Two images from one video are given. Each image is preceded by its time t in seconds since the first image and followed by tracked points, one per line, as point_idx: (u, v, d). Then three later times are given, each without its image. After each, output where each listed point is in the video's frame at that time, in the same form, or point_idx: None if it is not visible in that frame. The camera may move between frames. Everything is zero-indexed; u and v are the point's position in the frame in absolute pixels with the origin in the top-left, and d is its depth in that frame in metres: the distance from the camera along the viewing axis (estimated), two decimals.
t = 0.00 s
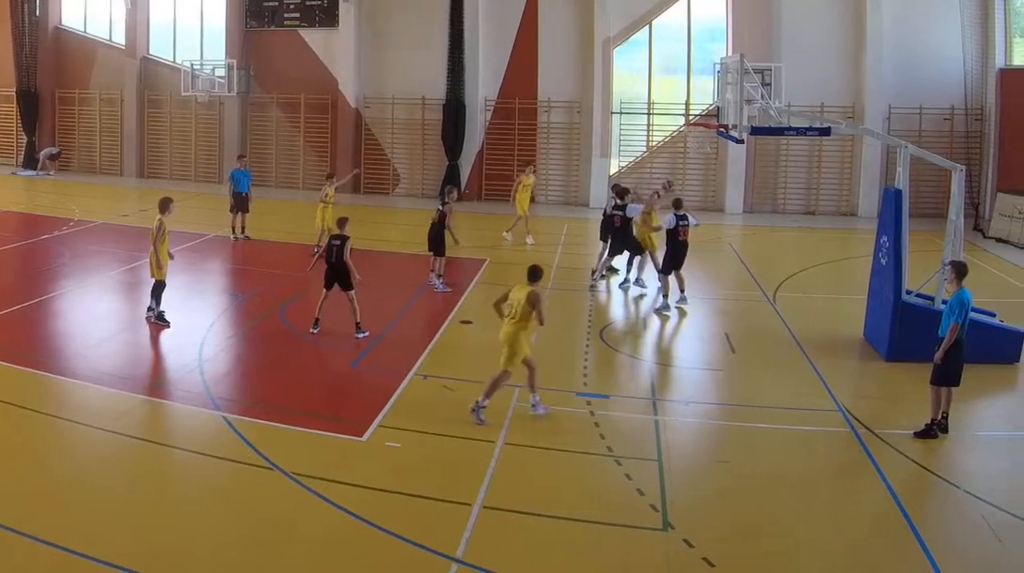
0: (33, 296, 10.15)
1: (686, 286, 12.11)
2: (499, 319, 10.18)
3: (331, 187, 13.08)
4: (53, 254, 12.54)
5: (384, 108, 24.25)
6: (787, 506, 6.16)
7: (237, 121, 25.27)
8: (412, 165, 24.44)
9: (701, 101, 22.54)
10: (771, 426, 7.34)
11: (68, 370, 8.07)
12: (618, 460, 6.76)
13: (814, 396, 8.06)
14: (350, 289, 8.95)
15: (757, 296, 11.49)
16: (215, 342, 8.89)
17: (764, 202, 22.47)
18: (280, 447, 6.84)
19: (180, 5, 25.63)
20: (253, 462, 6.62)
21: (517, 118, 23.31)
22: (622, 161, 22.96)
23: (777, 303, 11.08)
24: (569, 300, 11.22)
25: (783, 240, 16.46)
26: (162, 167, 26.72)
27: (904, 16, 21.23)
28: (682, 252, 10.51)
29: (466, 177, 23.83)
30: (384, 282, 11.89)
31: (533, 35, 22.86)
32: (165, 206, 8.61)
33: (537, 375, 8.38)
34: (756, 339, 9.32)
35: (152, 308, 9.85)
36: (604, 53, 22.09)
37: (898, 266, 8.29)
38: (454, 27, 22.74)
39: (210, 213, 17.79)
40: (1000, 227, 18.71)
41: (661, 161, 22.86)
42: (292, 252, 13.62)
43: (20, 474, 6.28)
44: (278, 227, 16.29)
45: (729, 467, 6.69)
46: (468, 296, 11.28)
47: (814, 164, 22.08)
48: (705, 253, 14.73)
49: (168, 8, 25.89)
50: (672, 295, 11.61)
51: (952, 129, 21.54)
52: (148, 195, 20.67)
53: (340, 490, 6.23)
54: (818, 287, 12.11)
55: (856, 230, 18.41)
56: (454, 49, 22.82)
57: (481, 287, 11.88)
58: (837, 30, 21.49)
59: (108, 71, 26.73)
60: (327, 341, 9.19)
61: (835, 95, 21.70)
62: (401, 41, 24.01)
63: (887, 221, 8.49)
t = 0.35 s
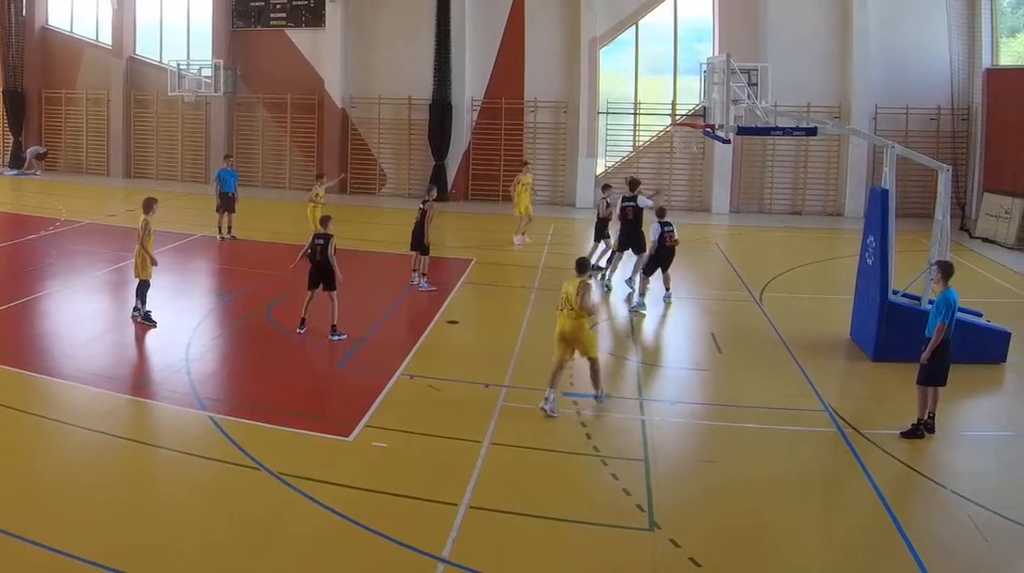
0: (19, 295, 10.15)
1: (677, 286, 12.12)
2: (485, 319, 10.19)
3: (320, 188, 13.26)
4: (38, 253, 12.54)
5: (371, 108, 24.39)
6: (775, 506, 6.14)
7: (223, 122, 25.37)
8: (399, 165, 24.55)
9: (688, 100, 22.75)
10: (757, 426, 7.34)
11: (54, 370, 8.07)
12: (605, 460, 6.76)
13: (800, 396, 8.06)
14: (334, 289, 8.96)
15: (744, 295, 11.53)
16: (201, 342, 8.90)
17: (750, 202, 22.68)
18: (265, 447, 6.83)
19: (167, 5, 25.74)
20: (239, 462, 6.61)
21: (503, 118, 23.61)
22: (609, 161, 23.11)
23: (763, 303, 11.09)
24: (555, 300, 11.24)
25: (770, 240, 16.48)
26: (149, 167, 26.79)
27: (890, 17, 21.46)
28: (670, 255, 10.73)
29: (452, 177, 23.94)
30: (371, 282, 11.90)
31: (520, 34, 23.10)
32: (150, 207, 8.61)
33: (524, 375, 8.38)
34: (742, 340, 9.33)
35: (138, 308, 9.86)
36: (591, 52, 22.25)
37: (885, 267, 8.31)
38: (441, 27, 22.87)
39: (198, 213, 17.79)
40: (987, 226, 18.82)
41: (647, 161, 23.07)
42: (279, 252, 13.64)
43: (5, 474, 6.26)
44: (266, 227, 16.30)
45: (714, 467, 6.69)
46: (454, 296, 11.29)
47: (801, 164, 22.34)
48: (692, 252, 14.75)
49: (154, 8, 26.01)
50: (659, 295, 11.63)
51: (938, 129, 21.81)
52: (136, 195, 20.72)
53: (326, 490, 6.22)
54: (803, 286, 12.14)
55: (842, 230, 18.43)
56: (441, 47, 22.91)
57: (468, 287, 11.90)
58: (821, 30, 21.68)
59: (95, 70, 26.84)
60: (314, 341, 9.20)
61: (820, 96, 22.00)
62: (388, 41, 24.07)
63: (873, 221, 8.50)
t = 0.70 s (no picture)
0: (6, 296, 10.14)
1: (667, 286, 12.13)
2: (473, 318, 10.20)
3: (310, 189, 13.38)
4: (22, 253, 12.53)
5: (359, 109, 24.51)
6: (762, 506, 6.11)
7: (210, 122, 25.46)
8: (385, 165, 24.68)
9: (675, 100, 22.92)
10: (743, 426, 7.34)
11: (40, 371, 8.07)
12: (591, 460, 6.75)
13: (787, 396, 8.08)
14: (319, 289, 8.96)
15: (731, 296, 11.56)
16: (188, 342, 8.91)
17: (736, 201, 22.98)
18: (251, 447, 6.83)
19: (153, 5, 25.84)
20: (224, 462, 6.59)
21: (489, 117, 23.76)
22: (596, 161, 23.31)
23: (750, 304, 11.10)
24: (542, 301, 11.28)
25: (756, 240, 16.51)
26: (136, 167, 26.86)
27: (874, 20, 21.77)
28: (660, 248, 10.95)
29: (439, 177, 24.12)
30: (359, 282, 11.91)
31: (507, 35, 23.30)
32: (133, 206, 8.62)
33: (511, 375, 8.39)
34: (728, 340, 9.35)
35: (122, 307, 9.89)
36: (577, 53, 22.47)
37: (871, 267, 8.33)
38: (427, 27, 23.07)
39: (186, 213, 17.79)
40: (974, 226, 19.02)
41: (633, 161, 23.25)
42: (266, 252, 13.64)
43: None
44: (251, 227, 16.31)
45: (701, 467, 6.67)
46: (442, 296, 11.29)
47: (787, 164, 22.62)
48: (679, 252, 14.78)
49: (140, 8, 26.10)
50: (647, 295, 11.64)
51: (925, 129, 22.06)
52: (124, 195, 20.78)
53: (312, 490, 6.19)
54: (789, 286, 12.16)
55: (829, 230, 18.48)
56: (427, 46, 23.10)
57: (455, 287, 11.91)
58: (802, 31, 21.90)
59: (81, 70, 26.95)
60: (300, 341, 9.21)
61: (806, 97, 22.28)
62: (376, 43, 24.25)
63: (860, 219, 8.51)
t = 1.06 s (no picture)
0: None
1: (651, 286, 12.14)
2: (460, 319, 10.18)
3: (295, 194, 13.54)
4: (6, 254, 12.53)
5: (345, 109, 24.50)
6: (750, 507, 6.10)
7: (197, 122, 25.50)
8: (372, 165, 24.73)
9: (660, 101, 23.08)
10: (729, 426, 7.35)
11: (26, 370, 8.06)
12: (579, 460, 6.74)
13: (773, 396, 8.09)
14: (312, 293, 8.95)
15: (718, 296, 11.56)
16: (175, 342, 8.92)
17: (723, 201, 23.04)
18: (237, 447, 6.83)
19: (140, 5, 25.91)
20: (211, 462, 6.59)
21: (476, 118, 23.87)
22: (582, 161, 23.44)
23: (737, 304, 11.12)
24: (529, 300, 11.29)
25: (744, 240, 16.50)
26: (123, 167, 26.85)
27: (858, 21, 21.95)
28: (642, 248, 10.90)
29: (425, 176, 24.16)
30: (347, 282, 11.93)
31: (494, 34, 23.35)
32: (104, 203, 8.89)
33: (499, 375, 8.38)
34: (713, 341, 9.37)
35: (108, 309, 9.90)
36: (563, 53, 22.60)
37: (858, 267, 8.34)
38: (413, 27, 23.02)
39: (173, 213, 17.78)
40: (960, 226, 19.08)
41: (620, 161, 23.37)
42: (253, 252, 13.65)
43: None
44: (238, 227, 16.31)
45: (688, 467, 6.67)
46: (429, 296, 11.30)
47: (774, 164, 22.71)
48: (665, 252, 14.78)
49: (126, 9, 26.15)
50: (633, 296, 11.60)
51: (913, 129, 22.21)
52: (111, 195, 20.78)
53: (299, 490, 6.18)
54: (776, 286, 12.17)
55: (815, 231, 18.48)
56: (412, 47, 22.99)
57: (443, 287, 11.91)
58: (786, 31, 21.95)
59: (67, 70, 27.03)
60: (288, 341, 9.22)
61: (793, 96, 22.40)
62: (364, 42, 24.22)
63: (846, 220, 8.53)
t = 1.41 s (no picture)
0: None
1: (632, 286, 12.17)
2: (446, 319, 10.19)
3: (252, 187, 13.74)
4: None
5: (330, 110, 24.52)
6: (735, 507, 6.09)
7: (182, 121, 25.50)
8: (356, 166, 24.78)
9: (646, 101, 23.06)
10: (714, 426, 7.36)
11: (10, 370, 8.06)
12: (564, 460, 6.74)
13: (757, 396, 8.11)
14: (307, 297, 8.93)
15: (702, 296, 11.58)
16: (160, 343, 8.92)
17: (708, 201, 23.05)
18: (223, 447, 6.82)
19: (124, 6, 25.96)
20: (195, 462, 6.58)
21: (461, 118, 23.89)
22: (568, 161, 23.46)
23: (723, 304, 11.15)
24: (514, 300, 11.33)
25: (727, 240, 16.51)
26: (107, 167, 26.77)
27: (845, 21, 21.98)
28: (617, 247, 10.76)
29: (410, 175, 24.17)
30: (332, 282, 11.95)
31: (479, 35, 23.39)
32: (65, 207, 9.24)
33: (484, 375, 8.38)
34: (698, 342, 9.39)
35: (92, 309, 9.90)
36: (548, 55, 22.65)
37: (843, 266, 8.35)
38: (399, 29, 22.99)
39: (157, 213, 17.75)
40: (945, 226, 19.11)
41: (605, 161, 23.39)
42: (237, 252, 13.65)
43: None
44: (221, 227, 16.32)
45: (673, 468, 6.66)
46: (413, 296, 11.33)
47: (759, 164, 22.73)
48: (648, 252, 14.80)
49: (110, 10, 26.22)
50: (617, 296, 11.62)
51: (896, 129, 22.26)
52: (97, 195, 20.75)
53: (284, 490, 6.17)
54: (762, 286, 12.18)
55: (800, 231, 18.43)
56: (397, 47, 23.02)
57: (428, 287, 11.94)
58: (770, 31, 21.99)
59: (52, 70, 27.09)
60: (274, 341, 9.23)
61: (777, 96, 22.48)
62: (352, 42, 24.25)
63: (832, 221, 8.54)
